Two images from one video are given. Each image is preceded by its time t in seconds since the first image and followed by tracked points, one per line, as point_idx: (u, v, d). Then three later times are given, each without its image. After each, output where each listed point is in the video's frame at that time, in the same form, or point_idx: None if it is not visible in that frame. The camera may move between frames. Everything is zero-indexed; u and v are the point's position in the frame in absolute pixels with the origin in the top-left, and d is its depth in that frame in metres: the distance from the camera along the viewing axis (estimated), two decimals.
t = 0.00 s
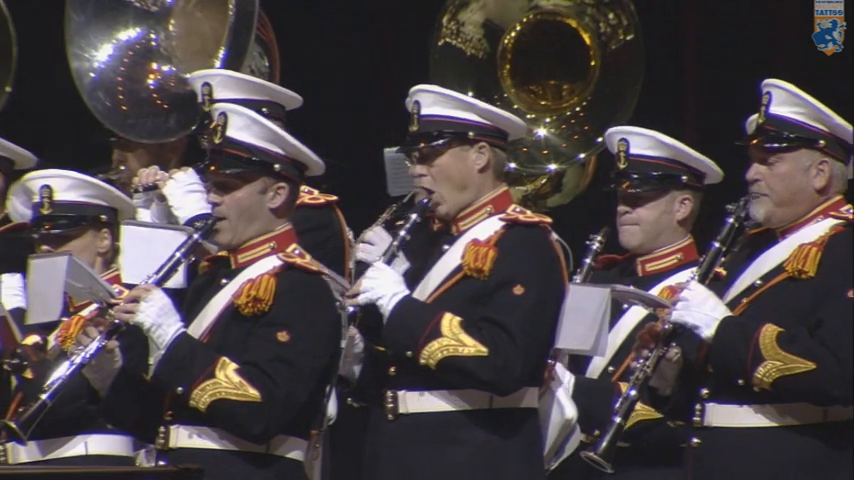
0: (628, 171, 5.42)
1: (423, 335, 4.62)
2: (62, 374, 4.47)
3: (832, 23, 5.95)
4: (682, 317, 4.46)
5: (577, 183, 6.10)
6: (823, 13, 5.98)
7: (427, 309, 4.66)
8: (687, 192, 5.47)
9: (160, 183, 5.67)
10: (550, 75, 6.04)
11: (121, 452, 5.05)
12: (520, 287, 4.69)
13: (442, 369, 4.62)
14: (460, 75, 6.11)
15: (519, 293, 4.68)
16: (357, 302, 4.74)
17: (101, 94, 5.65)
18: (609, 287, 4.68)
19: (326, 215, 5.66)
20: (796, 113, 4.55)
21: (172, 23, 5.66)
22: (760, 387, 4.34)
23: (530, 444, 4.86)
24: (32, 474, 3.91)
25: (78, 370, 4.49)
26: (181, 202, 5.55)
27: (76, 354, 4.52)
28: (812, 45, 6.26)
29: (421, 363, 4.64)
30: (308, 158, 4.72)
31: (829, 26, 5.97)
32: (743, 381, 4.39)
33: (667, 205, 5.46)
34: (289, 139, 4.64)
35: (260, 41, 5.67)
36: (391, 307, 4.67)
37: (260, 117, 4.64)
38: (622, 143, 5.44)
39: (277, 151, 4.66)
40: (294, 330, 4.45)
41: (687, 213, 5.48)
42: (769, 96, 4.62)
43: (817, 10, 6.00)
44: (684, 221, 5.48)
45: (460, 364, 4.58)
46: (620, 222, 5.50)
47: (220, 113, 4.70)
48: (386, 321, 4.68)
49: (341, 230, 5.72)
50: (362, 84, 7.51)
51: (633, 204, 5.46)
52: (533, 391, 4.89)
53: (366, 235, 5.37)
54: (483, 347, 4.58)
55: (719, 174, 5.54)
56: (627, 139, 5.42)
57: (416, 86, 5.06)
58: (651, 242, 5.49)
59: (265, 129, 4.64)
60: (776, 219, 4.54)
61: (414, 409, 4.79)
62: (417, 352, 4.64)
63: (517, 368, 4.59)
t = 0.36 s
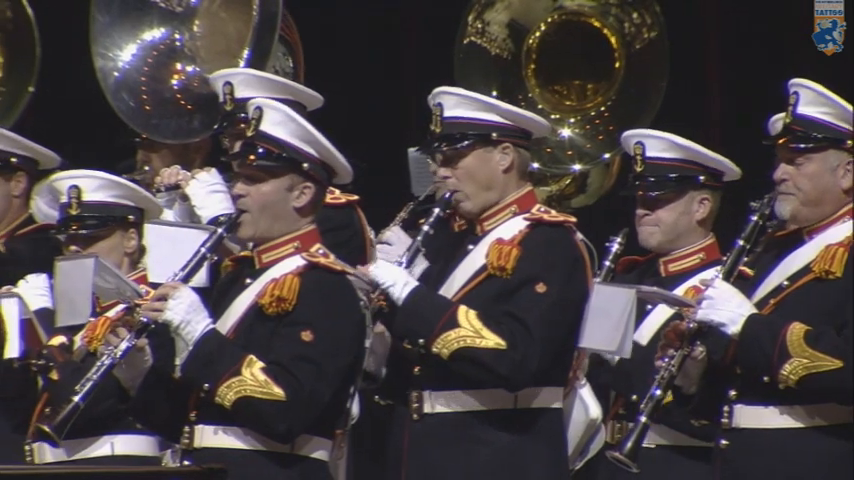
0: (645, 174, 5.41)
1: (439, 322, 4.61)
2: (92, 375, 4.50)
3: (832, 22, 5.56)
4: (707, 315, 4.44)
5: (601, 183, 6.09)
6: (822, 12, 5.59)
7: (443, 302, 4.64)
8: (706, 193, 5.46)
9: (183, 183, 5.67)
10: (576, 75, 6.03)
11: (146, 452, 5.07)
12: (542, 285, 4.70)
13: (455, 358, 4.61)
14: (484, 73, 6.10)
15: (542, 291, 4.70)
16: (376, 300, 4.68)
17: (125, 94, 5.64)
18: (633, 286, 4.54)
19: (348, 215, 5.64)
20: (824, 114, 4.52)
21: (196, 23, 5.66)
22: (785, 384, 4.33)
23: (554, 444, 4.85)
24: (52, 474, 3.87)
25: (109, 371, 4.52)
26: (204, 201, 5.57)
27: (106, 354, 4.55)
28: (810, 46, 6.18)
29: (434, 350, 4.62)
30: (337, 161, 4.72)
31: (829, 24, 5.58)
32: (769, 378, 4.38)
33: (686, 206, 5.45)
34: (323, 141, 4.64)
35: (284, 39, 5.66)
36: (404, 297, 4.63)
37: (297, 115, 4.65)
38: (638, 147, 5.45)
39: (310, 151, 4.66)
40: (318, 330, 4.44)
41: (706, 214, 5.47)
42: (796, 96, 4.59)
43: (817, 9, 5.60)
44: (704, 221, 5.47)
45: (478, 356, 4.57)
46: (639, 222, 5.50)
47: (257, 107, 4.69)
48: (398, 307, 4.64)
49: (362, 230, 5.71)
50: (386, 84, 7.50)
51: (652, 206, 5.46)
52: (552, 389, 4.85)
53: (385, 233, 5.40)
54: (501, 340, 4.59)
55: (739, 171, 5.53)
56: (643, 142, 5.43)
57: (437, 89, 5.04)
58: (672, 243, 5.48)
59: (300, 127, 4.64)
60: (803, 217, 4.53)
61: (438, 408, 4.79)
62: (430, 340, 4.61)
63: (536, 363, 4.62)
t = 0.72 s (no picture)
0: (660, 170, 5.44)
1: (462, 333, 4.63)
2: (115, 380, 4.55)
3: (832, 23, 5.82)
4: (726, 316, 4.47)
5: (617, 184, 6.14)
6: (823, 13, 5.85)
7: (465, 310, 4.67)
8: (721, 192, 5.47)
9: (198, 185, 5.69)
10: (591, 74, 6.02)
11: (166, 453, 5.08)
12: (559, 286, 4.70)
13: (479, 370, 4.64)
14: (500, 75, 6.13)
15: (559, 292, 4.69)
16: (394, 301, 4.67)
17: (143, 94, 5.68)
18: (654, 287, 4.59)
19: (363, 215, 5.67)
20: (841, 114, 4.52)
21: (215, 24, 5.67)
22: (805, 385, 4.35)
23: (570, 444, 4.86)
24: (72, 474, 3.85)
25: (130, 376, 4.56)
26: (219, 204, 5.59)
27: (127, 360, 4.59)
28: (811, 45, 6.30)
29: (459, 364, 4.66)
30: (354, 160, 4.73)
31: (830, 25, 5.84)
32: (789, 378, 4.41)
33: (700, 205, 5.46)
34: (338, 140, 4.66)
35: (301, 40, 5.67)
36: (429, 311, 4.65)
37: (308, 115, 4.66)
38: (652, 143, 5.47)
39: (325, 151, 4.67)
40: (337, 329, 4.45)
41: (721, 212, 5.48)
42: (816, 97, 4.61)
43: (817, 10, 5.87)
44: (719, 221, 5.48)
45: (497, 367, 4.61)
46: (653, 225, 5.49)
47: (271, 111, 4.70)
48: (425, 320, 4.67)
49: (378, 231, 5.73)
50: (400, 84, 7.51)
51: (666, 204, 5.46)
52: (573, 391, 4.88)
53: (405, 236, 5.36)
54: (519, 348, 4.60)
55: (754, 172, 5.54)
56: (658, 139, 5.46)
57: (454, 89, 5.06)
58: (687, 243, 5.49)
59: (312, 127, 4.65)
60: (823, 220, 4.51)
61: (455, 408, 4.80)
62: (454, 353, 4.64)
63: (555, 367, 4.62)
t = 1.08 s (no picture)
0: (677, 170, 5.45)
1: (484, 334, 4.64)
2: (134, 383, 4.55)
3: (832, 23, 6.10)
4: (750, 313, 4.46)
5: (636, 183, 6.06)
6: (823, 13, 6.13)
7: (486, 309, 4.68)
8: (738, 191, 5.47)
9: (215, 188, 5.68)
10: (609, 75, 6.05)
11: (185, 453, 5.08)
12: (579, 287, 4.70)
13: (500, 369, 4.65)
14: (520, 76, 6.15)
15: (579, 293, 4.70)
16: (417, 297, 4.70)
17: (164, 94, 5.68)
18: (677, 280, 4.64)
19: (381, 215, 5.68)
20: None
21: (236, 25, 5.68)
22: (826, 384, 4.37)
23: (590, 443, 4.86)
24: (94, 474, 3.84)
25: (150, 379, 4.56)
26: (237, 207, 5.57)
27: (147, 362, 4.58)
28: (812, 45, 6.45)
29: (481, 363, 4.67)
30: (372, 160, 4.73)
31: (829, 25, 6.13)
32: (809, 377, 4.43)
33: (717, 205, 5.45)
34: (354, 140, 4.66)
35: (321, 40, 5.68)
36: (452, 309, 4.66)
37: (325, 116, 4.67)
38: (670, 143, 5.50)
39: (342, 151, 4.67)
40: (357, 327, 4.45)
41: (739, 212, 5.47)
42: (837, 96, 4.59)
43: (818, 10, 6.16)
44: (737, 220, 5.47)
45: (520, 367, 4.61)
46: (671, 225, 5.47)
47: (285, 112, 4.72)
48: (447, 319, 4.68)
49: (396, 230, 5.73)
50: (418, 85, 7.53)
51: (684, 205, 5.44)
52: (593, 390, 4.88)
53: (432, 232, 5.32)
54: (540, 348, 4.61)
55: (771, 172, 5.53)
56: (674, 139, 5.48)
57: (475, 88, 5.07)
58: (705, 242, 5.48)
59: (329, 128, 4.65)
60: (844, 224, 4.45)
61: (475, 408, 4.80)
62: (477, 352, 4.65)
63: (575, 368, 4.62)
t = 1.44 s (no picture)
0: (694, 171, 5.47)
1: (501, 329, 4.65)
2: (149, 383, 4.58)
3: (832, 23, 5.92)
4: (766, 309, 4.49)
5: (653, 183, 6.10)
6: (822, 12, 5.94)
7: (505, 306, 4.68)
8: (755, 192, 5.47)
9: (228, 188, 5.67)
10: (627, 75, 6.09)
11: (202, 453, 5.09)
12: (596, 285, 4.71)
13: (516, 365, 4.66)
14: (537, 76, 6.16)
15: (596, 291, 4.70)
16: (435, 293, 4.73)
17: (182, 94, 5.71)
18: (693, 273, 4.66)
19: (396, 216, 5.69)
20: None
21: (253, 25, 5.71)
22: (842, 381, 4.35)
23: (606, 443, 4.86)
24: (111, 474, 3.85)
25: (165, 379, 4.58)
26: (252, 209, 5.55)
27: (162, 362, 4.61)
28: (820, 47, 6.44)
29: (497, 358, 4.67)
30: (387, 160, 4.73)
31: (829, 25, 5.95)
32: (824, 374, 4.44)
33: (734, 205, 5.45)
34: (369, 141, 4.67)
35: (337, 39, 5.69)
36: (470, 303, 4.68)
37: (340, 117, 4.68)
38: (686, 144, 5.53)
39: (356, 151, 4.68)
40: (372, 326, 4.47)
41: (755, 212, 5.47)
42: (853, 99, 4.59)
43: (817, 10, 5.96)
44: (753, 220, 5.47)
45: (536, 364, 4.62)
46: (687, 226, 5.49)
47: (300, 113, 4.73)
48: (464, 314, 4.70)
49: (411, 230, 5.73)
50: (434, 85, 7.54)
51: (700, 205, 5.46)
52: (610, 390, 4.88)
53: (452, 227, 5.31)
54: (557, 346, 4.62)
55: (789, 173, 5.54)
56: (691, 140, 5.51)
57: (496, 86, 5.08)
58: (722, 243, 5.48)
59: (346, 129, 4.67)
60: None
61: (491, 407, 4.82)
62: (493, 347, 4.66)
63: (591, 366, 4.63)
